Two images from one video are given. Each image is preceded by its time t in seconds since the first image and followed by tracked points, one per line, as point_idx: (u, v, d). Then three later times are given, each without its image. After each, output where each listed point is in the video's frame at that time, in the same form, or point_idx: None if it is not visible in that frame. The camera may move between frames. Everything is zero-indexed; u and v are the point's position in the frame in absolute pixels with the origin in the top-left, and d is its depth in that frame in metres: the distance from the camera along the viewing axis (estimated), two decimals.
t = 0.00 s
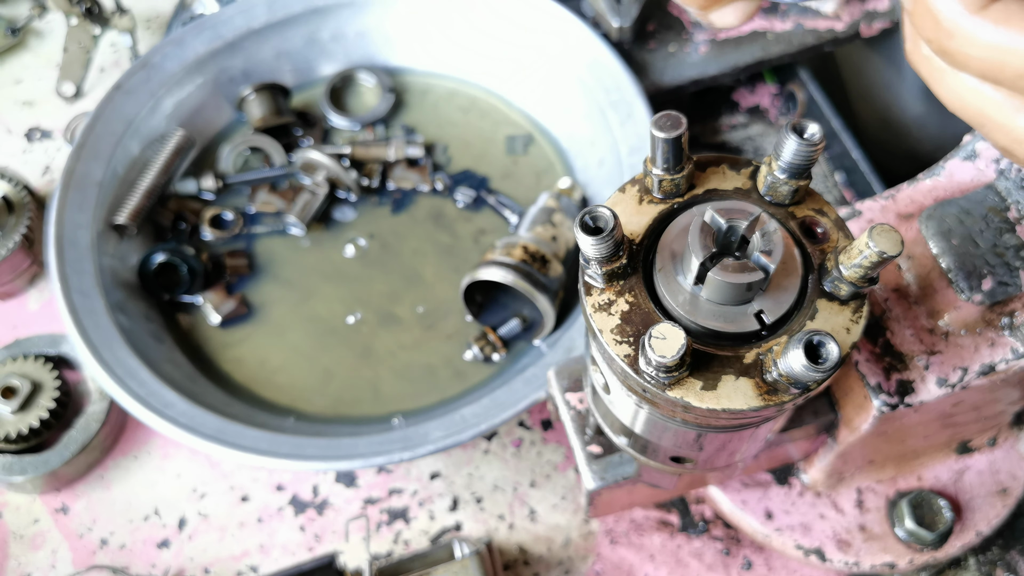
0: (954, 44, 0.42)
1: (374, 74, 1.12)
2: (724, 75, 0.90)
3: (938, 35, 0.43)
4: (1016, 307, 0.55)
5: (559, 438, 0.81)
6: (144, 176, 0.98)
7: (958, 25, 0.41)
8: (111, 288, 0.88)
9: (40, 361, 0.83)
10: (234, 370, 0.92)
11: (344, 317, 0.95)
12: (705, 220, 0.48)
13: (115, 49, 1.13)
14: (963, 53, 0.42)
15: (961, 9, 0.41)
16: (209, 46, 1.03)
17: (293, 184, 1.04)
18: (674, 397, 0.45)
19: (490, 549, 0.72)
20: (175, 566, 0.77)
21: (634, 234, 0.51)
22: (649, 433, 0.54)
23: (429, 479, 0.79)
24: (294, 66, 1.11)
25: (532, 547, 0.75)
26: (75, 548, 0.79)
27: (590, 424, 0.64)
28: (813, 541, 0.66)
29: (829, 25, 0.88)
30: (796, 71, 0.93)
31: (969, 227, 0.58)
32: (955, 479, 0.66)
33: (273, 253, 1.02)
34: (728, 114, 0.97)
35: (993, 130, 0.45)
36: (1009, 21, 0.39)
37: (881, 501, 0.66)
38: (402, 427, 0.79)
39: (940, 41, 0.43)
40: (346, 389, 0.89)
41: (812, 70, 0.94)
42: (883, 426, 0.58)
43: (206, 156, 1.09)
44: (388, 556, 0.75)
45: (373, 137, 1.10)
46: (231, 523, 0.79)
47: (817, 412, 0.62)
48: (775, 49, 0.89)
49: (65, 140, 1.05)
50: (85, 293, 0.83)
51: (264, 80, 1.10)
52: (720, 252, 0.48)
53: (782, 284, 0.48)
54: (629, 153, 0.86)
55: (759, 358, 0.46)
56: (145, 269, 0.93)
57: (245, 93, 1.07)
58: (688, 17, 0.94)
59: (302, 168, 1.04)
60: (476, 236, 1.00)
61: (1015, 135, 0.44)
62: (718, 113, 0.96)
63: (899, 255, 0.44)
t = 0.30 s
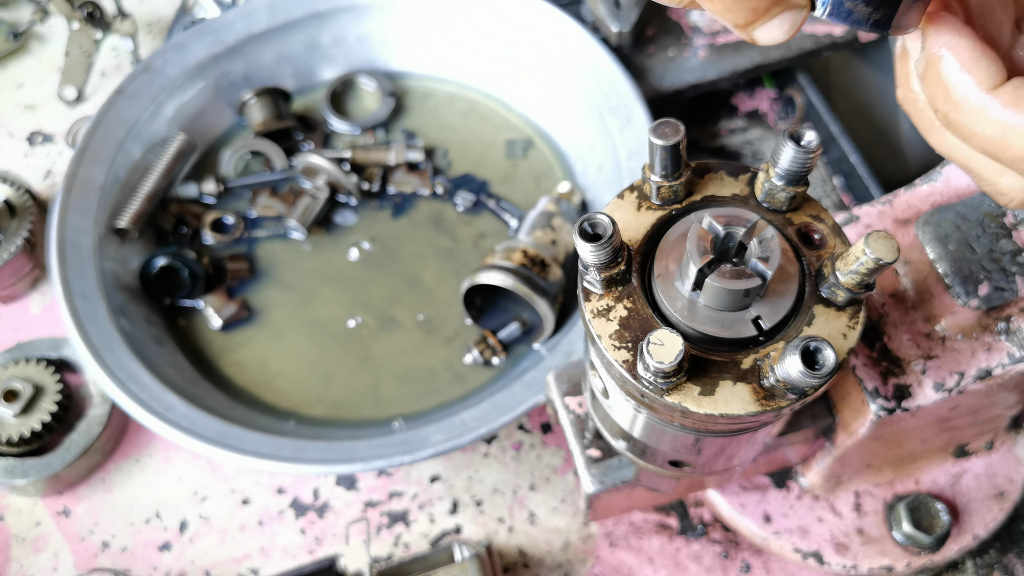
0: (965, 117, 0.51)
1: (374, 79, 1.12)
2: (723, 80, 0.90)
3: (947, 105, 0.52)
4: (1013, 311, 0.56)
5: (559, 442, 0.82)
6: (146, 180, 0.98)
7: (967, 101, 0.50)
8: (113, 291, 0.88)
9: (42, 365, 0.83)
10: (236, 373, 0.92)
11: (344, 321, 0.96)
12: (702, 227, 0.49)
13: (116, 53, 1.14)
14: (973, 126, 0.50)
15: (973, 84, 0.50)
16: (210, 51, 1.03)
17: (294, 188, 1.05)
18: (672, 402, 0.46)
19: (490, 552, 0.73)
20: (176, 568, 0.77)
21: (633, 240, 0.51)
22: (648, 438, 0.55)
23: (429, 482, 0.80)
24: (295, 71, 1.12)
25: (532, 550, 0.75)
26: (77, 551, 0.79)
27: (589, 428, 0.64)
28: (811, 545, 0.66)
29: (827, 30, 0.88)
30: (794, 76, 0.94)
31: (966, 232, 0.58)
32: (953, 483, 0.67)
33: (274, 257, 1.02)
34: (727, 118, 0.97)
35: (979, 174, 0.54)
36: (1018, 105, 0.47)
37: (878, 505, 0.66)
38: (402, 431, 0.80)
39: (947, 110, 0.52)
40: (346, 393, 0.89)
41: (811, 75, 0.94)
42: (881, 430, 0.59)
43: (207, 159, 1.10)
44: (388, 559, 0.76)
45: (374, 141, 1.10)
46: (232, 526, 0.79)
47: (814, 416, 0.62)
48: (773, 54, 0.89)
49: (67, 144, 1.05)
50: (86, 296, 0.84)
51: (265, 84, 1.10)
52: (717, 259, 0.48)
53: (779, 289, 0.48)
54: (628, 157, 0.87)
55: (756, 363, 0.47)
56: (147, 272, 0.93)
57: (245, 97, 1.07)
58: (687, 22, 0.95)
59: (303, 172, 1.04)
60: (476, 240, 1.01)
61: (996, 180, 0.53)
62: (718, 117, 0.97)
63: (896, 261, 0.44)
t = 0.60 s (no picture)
0: (936, 88, 0.57)
1: (374, 84, 1.12)
2: (723, 85, 0.91)
3: (921, 76, 0.58)
4: (1012, 319, 0.56)
5: (559, 447, 0.82)
6: (146, 185, 0.98)
7: (940, 72, 0.56)
8: (114, 296, 0.88)
9: (42, 370, 0.83)
10: (237, 378, 0.92)
11: (345, 325, 0.96)
12: (703, 235, 0.49)
13: (117, 58, 1.14)
14: (945, 97, 0.56)
15: (950, 56, 0.55)
16: (211, 56, 1.03)
17: (294, 193, 1.05)
18: (673, 410, 0.46)
19: (490, 557, 0.73)
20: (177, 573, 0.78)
21: (633, 248, 0.51)
22: (648, 444, 0.55)
23: (429, 487, 0.80)
24: (296, 76, 1.12)
25: (532, 556, 0.76)
26: (77, 556, 0.79)
27: (589, 434, 0.64)
28: (810, 550, 0.67)
29: (827, 36, 0.89)
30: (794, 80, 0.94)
31: (966, 239, 0.58)
32: (952, 489, 0.67)
33: (274, 261, 1.02)
34: (727, 123, 0.97)
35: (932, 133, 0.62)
36: (987, 82, 0.54)
37: (878, 510, 0.66)
38: (403, 436, 0.80)
39: (920, 82, 0.58)
40: (346, 397, 0.90)
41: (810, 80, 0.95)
42: (880, 437, 0.59)
43: (208, 164, 1.10)
44: (389, 564, 0.76)
45: (374, 146, 1.10)
46: (233, 532, 0.79)
47: (814, 422, 0.62)
48: (773, 59, 0.89)
49: (67, 148, 1.05)
50: (87, 302, 0.84)
51: (266, 89, 1.10)
52: (718, 267, 0.49)
53: (779, 298, 0.48)
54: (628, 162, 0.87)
55: (756, 372, 0.47)
56: (148, 277, 0.94)
57: (246, 102, 1.07)
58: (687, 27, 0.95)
59: (304, 177, 1.05)
60: (477, 245, 1.01)
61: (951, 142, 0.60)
62: (718, 122, 0.97)
63: (896, 270, 0.45)
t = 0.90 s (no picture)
0: (917, 106, 0.51)
1: (373, 90, 1.13)
2: (720, 91, 0.91)
3: (901, 98, 0.52)
4: (1007, 328, 0.56)
5: (557, 452, 0.82)
6: (146, 191, 0.99)
7: (919, 90, 0.50)
8: (113, 302, 0.88)
9: (42, 376, 0.83)
10: (236, 384, 0.93)
11: (343, 331, 0.96)
12: (699, 247, 0.49)
13: (116, 64, 1.14)
14: (925, 116, 0.51)
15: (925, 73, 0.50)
16: (209, 63, 1.04)
17: (293, 200, 1.05)
18: (669, 420, 0.46)
19: (488, 563, 0.73)
20: None
21: (630, 258, 0.52)
22: (644, 452, 0.55)
23: (427, 493, 0.80)
24: (295, 82, 1.12)
25: (530, 561, 0.76)
26: (77, 562, 0.79)
27: (586, 441, 0.65)
28: (807, 556, 0.67)
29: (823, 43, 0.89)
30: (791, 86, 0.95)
31: (960, 248, 0.58)
32: (948, 495, 0.67)
33: (273, 267, 1.02)
34: (724, 129, 0.98)
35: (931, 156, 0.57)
36: (968, 91, 0.49)
37: (875, 516, 0.67)
38: (401, 443, 0.80)
39: (901, 103, 0.52)
40: (345, 404, 0.90)
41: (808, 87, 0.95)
42: (876, 444, 0.59)
43: (207, 170, 1.10)
44: (388, 570, 0.76)
45: (373, 152, 1.11)
46: (232, 538, 0.79)
47: (811, 430, 0.63)
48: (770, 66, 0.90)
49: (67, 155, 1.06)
50: (87, 309, 0.84)
51: (265, 95, 1.11)
52: (714, 278, 0.49)
53: (775, 308, 0.49)
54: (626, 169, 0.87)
55: (752, 382, 0.47)
56: (147, 283, 0.94)
57: (246, 109, 1.08)
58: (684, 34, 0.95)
59: (303, 183, 1.05)
60: (475, 251, 1.01)
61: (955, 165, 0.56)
62: (715, 128, 0.97)
63: (891, 281, 0.45)
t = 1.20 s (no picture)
0: (920, 181, 0.60)
1: (369, 95, 1.13)
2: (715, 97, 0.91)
3: (902, 170, 0.62)
4: (1001, 335, 0.56)
5: (553, 458, 0.82)
6: (141, 198, 0.98)
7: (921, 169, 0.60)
8: (108, 308, 0.88)
9: (37, 383, 0.83)
10: (232, 391, 0.93)
11: (339, 337, 0.96)
12: (693, 257, 0.49)
13: (112, 69, 1.15)
14: (929, 189, 0.60)
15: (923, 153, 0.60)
16: (205, 68, 1.03)
17: (289, 205, 1.05)
18: (663, 430, 0.46)
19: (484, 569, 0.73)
20: None
21: (624, 268, 0.52)
22: (639, 461, 0.55)
23: (423, 499, 0.80)
24: (291, 87, 1.12)
25: (526, 567, 0.76)
26: (73, 569, 0.79)
27: (581, 449, 0.65)
28: (802, 563, 0.67)
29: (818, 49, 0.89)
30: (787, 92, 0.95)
31: (955, 256, 0.59)
32: (943, 501, 0.67)
33: (269, 273, 1.02)
34: (720, 135, 0.97)
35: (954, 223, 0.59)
36: (974, 166, 0.57)
37: (869, 523, 0.67)
38: (397, 449, 0.80)
39: (904, 178, 0.62)
40: (341, 410, 0.90)
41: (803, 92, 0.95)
42: (872, 451, 0.58)
43: (203, 176, 1.10)
44: None
45: (369, 157, 1.10)
46: (227, 544, 0.79)
47: (806, 437, 0.62)
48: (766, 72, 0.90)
49: (63, 160, 1.05)
50: (82, 315, 0.84)
51: (261, 100, 1.10)
52: (708, 288, 0.49)
53: (768, 318, 0.49)
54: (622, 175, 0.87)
55: (746, 393, 0.47)
56: (143, 289, 0.94)
57: (242, 114, 1.07)
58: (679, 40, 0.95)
59: (299, 190, 1.05)
60: (471, 256, 1.01)
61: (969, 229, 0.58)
62: (711, 134, 0.97)
63: (884, 292, 0.45)
